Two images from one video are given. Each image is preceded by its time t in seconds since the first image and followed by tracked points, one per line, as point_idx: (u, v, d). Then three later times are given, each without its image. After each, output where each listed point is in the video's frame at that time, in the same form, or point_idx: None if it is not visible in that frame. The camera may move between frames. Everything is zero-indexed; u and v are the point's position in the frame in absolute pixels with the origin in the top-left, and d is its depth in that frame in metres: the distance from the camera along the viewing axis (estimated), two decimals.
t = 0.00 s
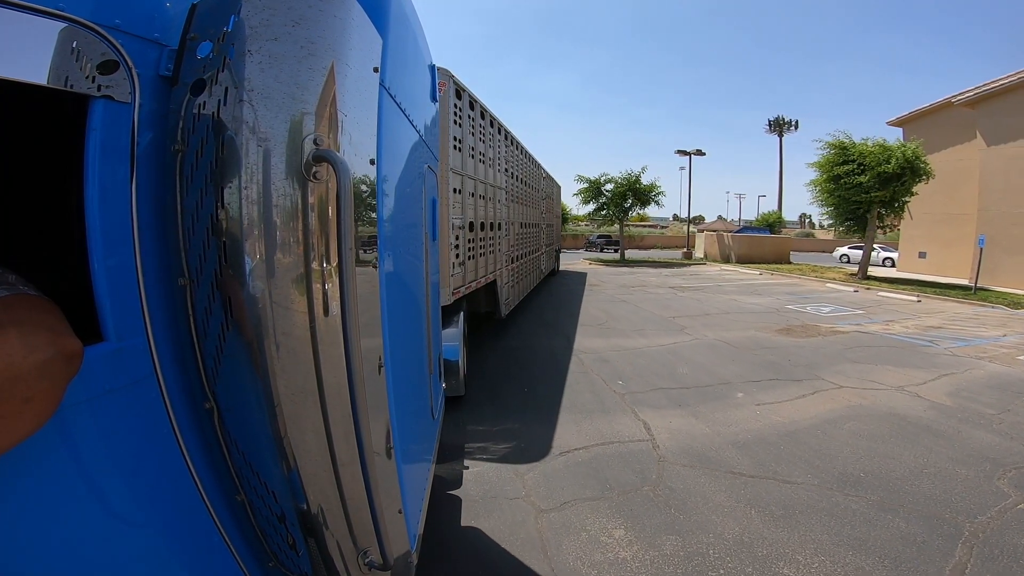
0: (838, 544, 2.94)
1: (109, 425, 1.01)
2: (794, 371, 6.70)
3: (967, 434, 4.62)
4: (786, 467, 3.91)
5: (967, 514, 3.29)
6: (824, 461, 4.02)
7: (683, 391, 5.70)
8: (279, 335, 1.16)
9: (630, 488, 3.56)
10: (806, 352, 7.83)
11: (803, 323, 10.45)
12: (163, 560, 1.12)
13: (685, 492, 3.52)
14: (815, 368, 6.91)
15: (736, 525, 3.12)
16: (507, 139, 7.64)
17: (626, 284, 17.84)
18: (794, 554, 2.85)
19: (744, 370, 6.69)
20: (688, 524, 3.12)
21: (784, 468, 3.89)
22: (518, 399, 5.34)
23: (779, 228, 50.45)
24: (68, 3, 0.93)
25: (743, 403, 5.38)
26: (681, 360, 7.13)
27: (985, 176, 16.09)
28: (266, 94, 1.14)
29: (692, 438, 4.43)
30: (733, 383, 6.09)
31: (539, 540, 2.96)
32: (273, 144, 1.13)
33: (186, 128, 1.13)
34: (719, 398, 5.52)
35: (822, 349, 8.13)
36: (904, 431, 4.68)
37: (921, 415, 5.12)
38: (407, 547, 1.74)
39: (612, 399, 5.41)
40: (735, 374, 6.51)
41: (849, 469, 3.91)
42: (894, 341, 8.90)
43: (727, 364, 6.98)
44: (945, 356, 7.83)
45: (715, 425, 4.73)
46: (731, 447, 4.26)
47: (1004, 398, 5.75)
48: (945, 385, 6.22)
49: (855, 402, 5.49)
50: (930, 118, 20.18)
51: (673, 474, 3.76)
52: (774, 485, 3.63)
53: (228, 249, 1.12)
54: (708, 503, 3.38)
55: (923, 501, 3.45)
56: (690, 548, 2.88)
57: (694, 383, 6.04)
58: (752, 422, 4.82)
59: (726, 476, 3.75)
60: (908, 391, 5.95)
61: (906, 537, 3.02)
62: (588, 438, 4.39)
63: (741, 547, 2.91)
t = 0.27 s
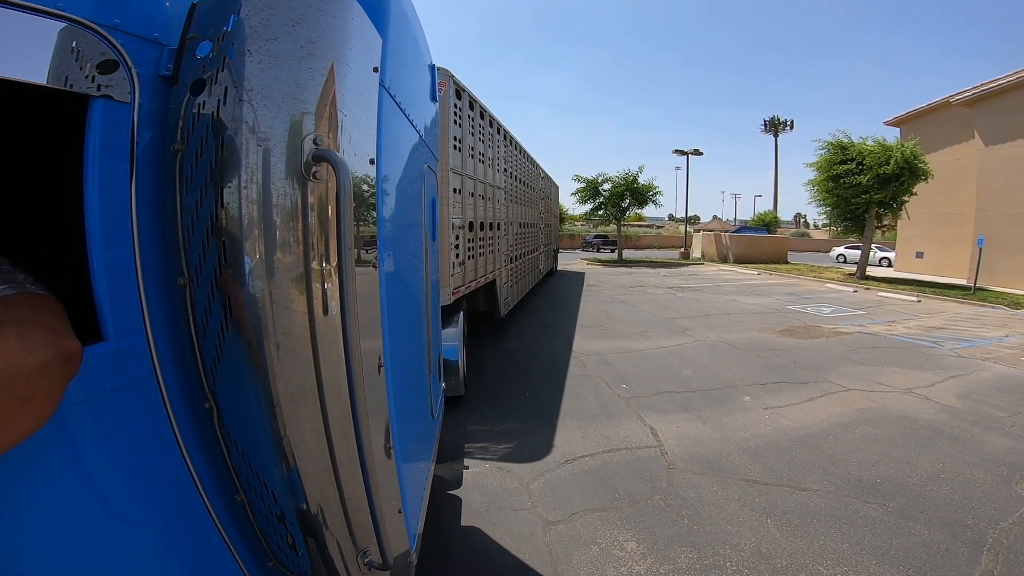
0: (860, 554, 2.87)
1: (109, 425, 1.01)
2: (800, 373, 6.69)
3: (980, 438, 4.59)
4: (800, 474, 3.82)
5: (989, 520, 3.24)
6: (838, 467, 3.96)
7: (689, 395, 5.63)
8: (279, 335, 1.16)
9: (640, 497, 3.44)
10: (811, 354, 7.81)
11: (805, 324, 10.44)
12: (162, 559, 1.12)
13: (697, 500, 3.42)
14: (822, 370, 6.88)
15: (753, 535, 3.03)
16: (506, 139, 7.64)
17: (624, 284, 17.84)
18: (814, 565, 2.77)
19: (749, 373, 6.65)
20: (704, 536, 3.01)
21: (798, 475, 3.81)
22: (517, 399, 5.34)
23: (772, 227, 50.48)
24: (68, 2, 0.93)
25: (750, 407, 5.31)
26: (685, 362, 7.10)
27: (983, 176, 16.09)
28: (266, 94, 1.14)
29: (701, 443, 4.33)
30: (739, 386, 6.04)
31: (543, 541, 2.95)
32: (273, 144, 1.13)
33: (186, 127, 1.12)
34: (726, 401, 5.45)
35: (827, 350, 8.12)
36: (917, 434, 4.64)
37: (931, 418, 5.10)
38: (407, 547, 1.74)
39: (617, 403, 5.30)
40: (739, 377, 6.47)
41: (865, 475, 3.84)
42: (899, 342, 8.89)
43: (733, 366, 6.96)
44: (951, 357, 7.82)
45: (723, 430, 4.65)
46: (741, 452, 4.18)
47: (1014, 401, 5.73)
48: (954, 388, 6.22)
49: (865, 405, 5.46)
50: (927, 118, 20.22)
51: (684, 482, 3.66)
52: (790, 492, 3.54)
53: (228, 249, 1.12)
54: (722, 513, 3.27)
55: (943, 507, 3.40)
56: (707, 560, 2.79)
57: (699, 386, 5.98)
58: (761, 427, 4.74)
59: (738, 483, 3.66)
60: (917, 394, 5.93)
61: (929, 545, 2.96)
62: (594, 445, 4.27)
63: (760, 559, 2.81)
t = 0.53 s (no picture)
0: (884, 564, 2.80)
1: (109, 425, 1.01)
2: (808, 376, 6.67)
3: (996, 443, 4.56)
4: (816, 481, 3.75)
5: (1012, 526, 3.20)
6: (853, 473, 3.91)
7: (696, 399, 5.59)
8: (279, 335, 1.16)
9: (652, 508, 3.33)
10: (816, 357, 7.80)
11: (807, 325, 10.43)
12: (162, 559, 1.12)
13: (710, 510, 3.32)
14: (829, 373, 6.86)
15: (770, 546, 2.95)
16: (505, 139, 7.64)
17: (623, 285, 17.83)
18: None
19: (755, 376, 6.62)
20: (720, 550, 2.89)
21: (814, 483, 3.73)
22: (517, 399, 5.34)
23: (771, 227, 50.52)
24: (67, 2, 0.92)
25: (759, 411, 5.25)
26: (689, 365, 7.07)
27: (980, 176, 16.08)
28: (265, 94, 1.14)
29: (711, 450, 4.24)
30: (747, 391, 5.99)
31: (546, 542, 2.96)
32: (272, 144, 1.13)
33: (185, 128, 1.12)
34: (734, 406, 5.40)
35: (833, 352, 8.10)
36: (930, 439, 4.61)
37: (944, 422, 5.08)
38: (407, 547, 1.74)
39: (623, 409, 5.18)
40: (745, 380, 6.45)
41: (883, 481, 3.78)
42: (903, 343, 8.88)
43: (739, 370, 6.94)
44: (957, 359, 7.81)
45: (733, 435, 4.59)
46: (753, 458, 4.11)
47: None
48: (963, 390, 6.21)
49: (876, 409, 5.44)
50: (925, 118, 20.21)
51: (696, 491, 3.55)
52: (806, 501, 3.46)
53: (228, 249, 1.12)
54: (737, 523, 3.18)
55: (965, 513, 3.34)
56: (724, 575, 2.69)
57: (705, 390, 5.93)
58: (772, 432, 4.67)
59: (752, 491, 3.58)
60: (927, 397, 5.91)
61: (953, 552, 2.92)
62: (601, 452, 4.15)
63: (780, 572, 2.72)
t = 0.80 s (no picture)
0: (909, 575, 2.77)
1: (109, 426, 1.01)
2: (814, 380, 6.66)
3: (1011, 448, 4.55)
4: (832, 490, 3.70)
5: None
6: (869, 480, 3.88)
7: (703, 404, 5.57)
8: (279, 336, 1.16)
9: (664, 519, 3.23)
10: (822, 359, 7.79)
11: (810, 327, 10.43)
12: (162, 559, 1.12)
13: (724, 520, 3.25)
14: (836, 376, 6.85)
15: (790, 560, 2.87)
16: (505, 139, 7.64)
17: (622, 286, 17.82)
18: None
19: (760, 380, 6.60)
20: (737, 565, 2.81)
21: (830, 491, 3.69)
22: (516, 400, 5.35)
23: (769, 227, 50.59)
24: (67, 2, 0.92)
25: (768, 417, 5.22)
26: (694, 369, 7.05)
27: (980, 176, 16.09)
28: (265, 94, 1.14)
29: (722, 458, 4.17)
30: (754, 395, 5.96)
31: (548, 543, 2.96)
32: (272, 145, 1.13)
33: (185, 128, 1.12)
34: (743, 412, 5.36)
35: (838, 355, 8.09)
36: (944, 444, 4.60)
37: (956, 427, 5.07)
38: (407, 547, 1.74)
39: (627, 414, 5.11)
40: (751, 384, 6.43)
41: (900, 489, 3.75)
42: (908, 345, 8.88)
43: (744, 373, 6.92)
44: (962, 361, 7.82)
45: (743, 441, 4.54)
46: (764, 465, 4.07)
47: None
48: (972, 393, 6.21)
49: (885, 414, 5.42)
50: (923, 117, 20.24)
51: (708, 501, 3.47)
52: (824, 510, 3.41)
53: (227, 249, 1.12)
54: (753, 534, 3.10)
55: (988, 521, 3.32)
56: None
57: (711, 395, 5.90)
58: (782, 439, 4.63)
59: (766, 500, 3.52)
60: (936, 401, 5.90)
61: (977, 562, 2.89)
62: (607, 460, 4.04)
63: None
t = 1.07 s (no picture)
0: None
1: (108, 426, 1.01)
2: (821, 383, 6.66)
3: None
4: (849, 498, 3.69)
5: None
6: (886, 488, 3.87)
7: (711, 408, 5.57)
8: (277, 336, 1.16)
9: (676, 532, 3.17)
10: (827, 362, 7.79)
11: (813, 329, 10.44)
12: (162, 559, 1.12)
13: (738, 531, 3.22)
14: (844, 379, 6.85)
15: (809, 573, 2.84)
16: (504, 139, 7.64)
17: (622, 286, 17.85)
18: None
19: (766, 384, 6.60)
20: None
21: (847, 500, 3.67)
22: (515, 399, 5.36)
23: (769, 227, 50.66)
24: (66, 2, 0.92)
25: (778, 422, 5.21)
26: (699, 373, 7.05)
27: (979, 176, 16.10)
28: (264, 94, 1.14)
29: (733, 467, 4.15)
30: (761, 399, 5.97)
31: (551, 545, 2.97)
32: (271, 144, 1.13)
33: (184, 128, 1.12)
34: (751, 417, 5.34)
35: (843, 357, 8.10)
36: (958, 449, 4.60)
37: (969, 431, 5.07)
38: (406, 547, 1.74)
39: (632, 419, 5.09)
40: (757, 388, 6.43)
41: (919, 497, 3.74)
42: (914, 347, 8.89)
43: (750, 377, 6.91)
44: (968, 363, 7.83)
45: (753, 448, 4.53)
46: (776, 473, 4.06)
47: None
48: (981, 397, 6.21)
49: (894, 418, 5.42)
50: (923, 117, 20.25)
51: (720, 512, 3.43)
52: (843, 520, 3.39)
53: (226, 249, 1.12)
54: (770, 547, 3.07)
55: (1010, 530, 3.31)
56: None
57: (717, 399, 5.90)
58: (795, 446, 4.62)
59: (780, 509, 3.50)
60: (946, 405, 5.91)
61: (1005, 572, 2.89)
62: (614, 469, 3.98)
63: None
